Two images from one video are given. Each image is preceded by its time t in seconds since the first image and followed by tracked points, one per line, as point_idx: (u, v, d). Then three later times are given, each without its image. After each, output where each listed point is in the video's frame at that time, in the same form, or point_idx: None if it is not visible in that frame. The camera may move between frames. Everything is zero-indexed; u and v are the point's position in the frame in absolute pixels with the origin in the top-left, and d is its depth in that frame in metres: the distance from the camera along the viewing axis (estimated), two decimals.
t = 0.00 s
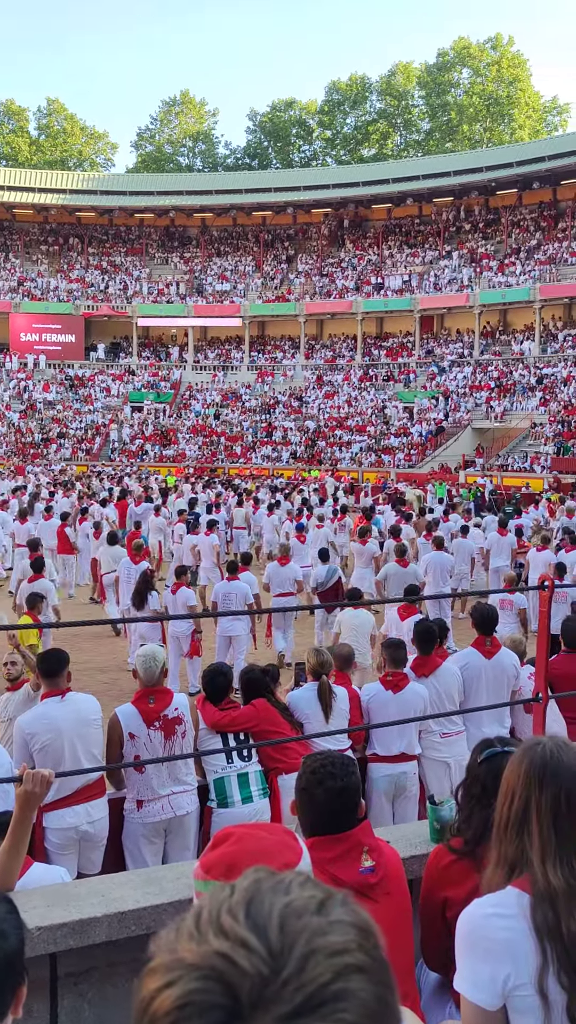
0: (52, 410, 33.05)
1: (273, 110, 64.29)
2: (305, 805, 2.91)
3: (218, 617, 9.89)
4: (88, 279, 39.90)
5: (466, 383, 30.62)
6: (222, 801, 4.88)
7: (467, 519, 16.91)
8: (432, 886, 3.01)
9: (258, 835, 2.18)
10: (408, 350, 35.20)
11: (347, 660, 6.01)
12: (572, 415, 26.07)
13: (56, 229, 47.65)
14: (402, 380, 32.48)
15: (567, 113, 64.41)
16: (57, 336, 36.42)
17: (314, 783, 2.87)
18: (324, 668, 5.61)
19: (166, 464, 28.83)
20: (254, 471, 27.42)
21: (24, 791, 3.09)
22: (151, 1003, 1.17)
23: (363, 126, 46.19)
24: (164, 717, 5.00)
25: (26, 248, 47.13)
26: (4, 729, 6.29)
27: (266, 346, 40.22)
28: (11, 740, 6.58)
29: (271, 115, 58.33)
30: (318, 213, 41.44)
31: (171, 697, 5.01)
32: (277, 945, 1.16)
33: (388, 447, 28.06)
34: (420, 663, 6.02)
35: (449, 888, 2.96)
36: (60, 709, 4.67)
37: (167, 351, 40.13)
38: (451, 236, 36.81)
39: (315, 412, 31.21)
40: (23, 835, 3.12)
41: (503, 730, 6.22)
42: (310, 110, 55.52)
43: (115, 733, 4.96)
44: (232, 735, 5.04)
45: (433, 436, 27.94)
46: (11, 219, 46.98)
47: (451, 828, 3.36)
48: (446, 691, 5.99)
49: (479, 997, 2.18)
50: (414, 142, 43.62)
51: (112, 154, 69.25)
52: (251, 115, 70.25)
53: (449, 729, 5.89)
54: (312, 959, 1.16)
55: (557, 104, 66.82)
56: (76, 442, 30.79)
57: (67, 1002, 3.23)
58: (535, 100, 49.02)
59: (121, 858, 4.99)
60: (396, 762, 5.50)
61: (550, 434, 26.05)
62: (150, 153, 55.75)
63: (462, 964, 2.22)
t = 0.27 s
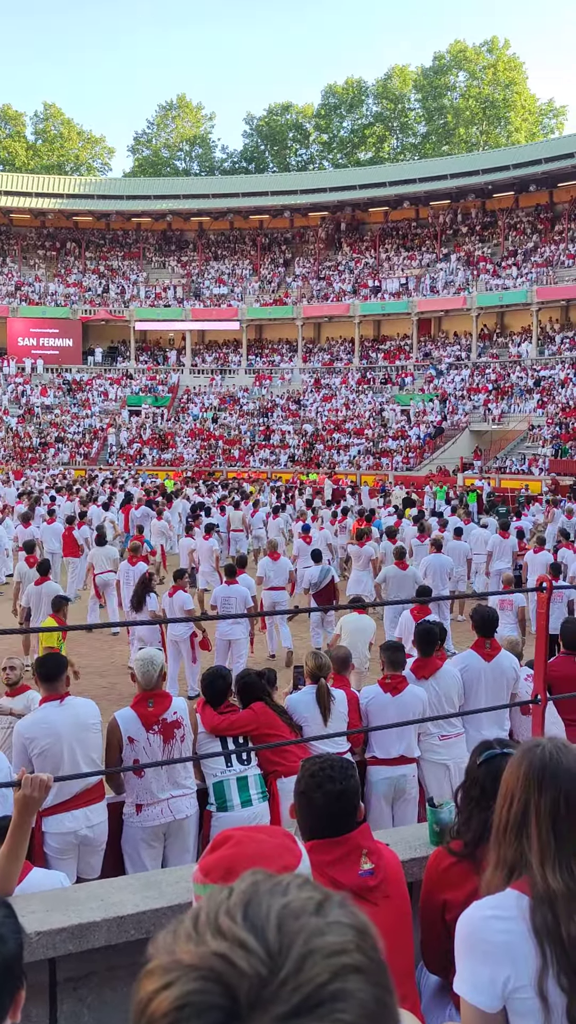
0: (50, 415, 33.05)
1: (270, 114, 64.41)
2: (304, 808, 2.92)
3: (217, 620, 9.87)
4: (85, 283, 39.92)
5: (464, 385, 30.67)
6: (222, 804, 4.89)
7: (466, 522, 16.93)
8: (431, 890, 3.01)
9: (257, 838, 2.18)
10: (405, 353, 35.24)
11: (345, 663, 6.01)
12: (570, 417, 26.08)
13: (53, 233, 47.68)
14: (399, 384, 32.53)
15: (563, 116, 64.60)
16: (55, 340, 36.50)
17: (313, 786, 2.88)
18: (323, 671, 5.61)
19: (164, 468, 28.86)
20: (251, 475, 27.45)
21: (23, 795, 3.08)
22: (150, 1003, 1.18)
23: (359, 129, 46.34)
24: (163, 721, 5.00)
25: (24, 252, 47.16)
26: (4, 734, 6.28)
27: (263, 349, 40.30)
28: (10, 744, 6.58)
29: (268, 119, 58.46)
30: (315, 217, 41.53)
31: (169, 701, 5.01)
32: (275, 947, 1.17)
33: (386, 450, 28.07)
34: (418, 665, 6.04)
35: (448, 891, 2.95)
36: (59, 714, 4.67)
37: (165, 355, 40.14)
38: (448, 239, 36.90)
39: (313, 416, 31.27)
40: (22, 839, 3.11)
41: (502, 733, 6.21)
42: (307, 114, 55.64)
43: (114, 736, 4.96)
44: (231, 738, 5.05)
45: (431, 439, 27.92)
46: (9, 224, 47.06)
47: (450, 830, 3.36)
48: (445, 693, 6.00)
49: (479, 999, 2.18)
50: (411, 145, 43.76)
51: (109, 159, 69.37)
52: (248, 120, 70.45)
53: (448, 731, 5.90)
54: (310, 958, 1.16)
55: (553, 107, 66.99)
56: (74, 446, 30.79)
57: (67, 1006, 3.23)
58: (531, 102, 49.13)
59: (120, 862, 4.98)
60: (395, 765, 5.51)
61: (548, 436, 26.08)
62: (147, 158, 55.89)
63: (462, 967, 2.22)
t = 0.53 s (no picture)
0: (49, 417, 33.05)
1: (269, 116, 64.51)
2: (303, 811, 2.92)
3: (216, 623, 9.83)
4: (84, 286, 39.94)
5: (463, 387, 30.70)
6: (222, 806, 4.89)
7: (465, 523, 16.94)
8: (432, 892, 2.99)
9: (257, 839, 2.18)
10: (404, 355, 35.25)
11: (345, 665, 6.00)
12: (569, 418, 26.10)
13: (52, 236, 47.72)
14: (398, 385, 32.58)
15: (561, 117, 64.69)
16: (54, 343, 36.53)
17: (313, 788, 2.88)
18: (323, 672, 5.60)
19: (163, 470, 28.88)
20: (250, 476, 27.46)
21: (23, 798, 3.08)
22: (153, 1004, 1.17)
23: (358, 131, 46.38)
24: (163, 723, 4.99)
25: (22, 254, 47.20)
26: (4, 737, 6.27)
27: (262, 351, 40.33)
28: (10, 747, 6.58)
29: (266, 121, 58.54)
30: (313, 219, 41.57)
31: (169, 703, 5.01)
32: (280, 948, 1.17)
33: (385, 452, 28.09)
34: (419, 667, 6.04)
35: (450, 892, 2.94)
36: (59, 717, 4.67)
37: (163, 357, 40.17)
38: (446, 240, 36.92)
39: (312, 417, 31.29)
40: (23, 842, 3.11)
41: (503, 734, 6.21)
42: (305, 116, 55.69)
43: (114, 738, 4.96)
44: (231, 740, 5.04)
45: (430, 441, 27.86)
46: (7, 226, 47.11)
47: (450, 832, 3.35)
48: (445, 694, 6.00)
49: (481, 1001, 2.18)
50: (409, 147, 43.81)
51: (107, 162, 69.43)
52: (246, 122, 70.53)
53: (448, 732, 5.90)
54: (313, 960, 1.16)
55: (551, 108, 67.05)
56: (73, 448, 30.78)
57: (68, 1009, 3.23)
58: (528, 103, 49.21)
59: (120, 864, 4.97)
60: (395, 767, 5.50)
61: (547, 437, 26.09)
62: (146, 160, 55.94)
63: (464, 969, 2.22)
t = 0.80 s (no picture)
0: (48, 418, 33.07)
1: (267, 117, 64.50)
2: (303, 811, 2.91)
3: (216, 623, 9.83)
4: (83, 287, 39.92)
5: (462, 388, 30.72)
6: (222, 806, 4.89)
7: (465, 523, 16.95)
8: (432, 892, 2.99)
9: (257, 838, 2.18)
10: (403, 356, 35.23)
11: (345, 666, 6.00)
12: (568, 418, 26.05)
13: (50, 237, 47.71)
14: (397, 386, 32.61)
15: (559, 117, 64.65)
16: (53, 345, 36.54)
17: (313, 788, 2.88)
18: (323, 673, 5.61)
19: (163, 471, 28.90)
20: (249, 477, 27.48)
21: (23, 799, 3.08)
22: (153, 1007, 1.18)
23: (356, 132, 46.40)
24: (163, 725, 5.00)
25: (21, 256, 47.20)
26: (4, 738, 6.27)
27: (261, 352, 40.36)
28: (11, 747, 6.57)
29: (265, 122, 58.54)
30: (312, 220, 41.59)
31: (169, 704, 5.01)
32: (279, 948, 1.17)
33: (384, 453, 28.04)
34: (418, 667, 6.04)
35: (450, 892, 2.94)
36: (59, 718, 4.66)
37: (162, 358, 40.13)
38: (445, 240, 36.93)
39: (311, 418, 31.32)
40: (23, 842, 3.10)
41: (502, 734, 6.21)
42: (304, 117, 55.73)
43: (114, 741, 4.96)
44: (231, 740, 5.05)
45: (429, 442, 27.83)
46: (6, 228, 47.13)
47: (450, 832, 3.35)
48: (445, 694, 6.00)
49: (482, 1001, 2.18)
50: (408, 148, 43.84)
51: (106, 163, 69.44)
52: (245, 122, 70.58)
53: (448, 732, 5.90)
54: (313, 961, 1.16)
55: (549, 109, 67.08)
56: (72, 450, 30.77)
57: (68, 1010, 3.23)
58: (526, 103, 49.16)
59: (121, 866, 4.97)
60: (395, 768, 5.51)
61: (546, 438, 26.05)
62: (144, 161, 55.96)
63: (466, 969, 2.22)
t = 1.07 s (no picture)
0: (47, 419, 33.05)
1: (266, 117, 64.53)
2: (302, 812, 2.91)
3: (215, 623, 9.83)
4: (81, 288, 39.92)
5: (460, 388, 30.74)
6: (221, 808, 4.88)
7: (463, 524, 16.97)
8: (432, 893, 2.98)
9: (256, 838, 2.18)
10: (401, 356, 35.23)
11: (344, 667, 5.99)
12: (566, 419, 26.04)
13: (49, 238, 47.72)
14: (396, 386, 32.62)
15: (557, 118, 64.69)
16: (51, 347, 36.53)
17: (311, 789, 2.87)
18: (322, 673, 5.61)
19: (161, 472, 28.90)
20: (248, 478, 27.47)
21: (22, 799, 3.07)
22: (151, 1008, 1.17)
23: (355, 132, 46.39)
24: (162, 726, 4.99)
25: (19, 256, 47.21)
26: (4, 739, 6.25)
27: (260, 353, 40.37)
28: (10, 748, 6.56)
29: (263, 122, 58.56)
30: (310, 220, 41.59)
31: (169, 705, 5.01)
32: (278, 950, 1.16)
33: (383, 453, 28.03)
34: (417, 668, 6.03)
35: (449, 891, 2.93)
36: (58, 719, 4.66)
37: (161, 359, 40.13)
38: (444, 240, 36.93)
39: (309, 418, 31.32)
40: (22, 843, 3.09)
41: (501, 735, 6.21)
42: (302, 117, 55.73)
43: (113, 742, 4.95)
44: (230, 741, 5.04)
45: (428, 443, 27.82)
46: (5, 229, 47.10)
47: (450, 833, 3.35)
48: (444, 695, 5.99)
49: (481, 1002, 2.17)
50: (406, 148, 43.85)
51: (104, 164, 69.43)
52: (243, 123, 70.61)
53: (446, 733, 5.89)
54: (313, 964, 1.16)
55: (547, 110, 67.16)
56: (71, 451, 30.75)
57: (68, 1011, 3.22)
58: (524, 103, 49.17)
59: (119, 867, 4.96)
60: (394, 769, 5.50)
61: (545, 438, 26.05)
62: (143, 162, 55.92)
63: (465, 970, 2.22)
